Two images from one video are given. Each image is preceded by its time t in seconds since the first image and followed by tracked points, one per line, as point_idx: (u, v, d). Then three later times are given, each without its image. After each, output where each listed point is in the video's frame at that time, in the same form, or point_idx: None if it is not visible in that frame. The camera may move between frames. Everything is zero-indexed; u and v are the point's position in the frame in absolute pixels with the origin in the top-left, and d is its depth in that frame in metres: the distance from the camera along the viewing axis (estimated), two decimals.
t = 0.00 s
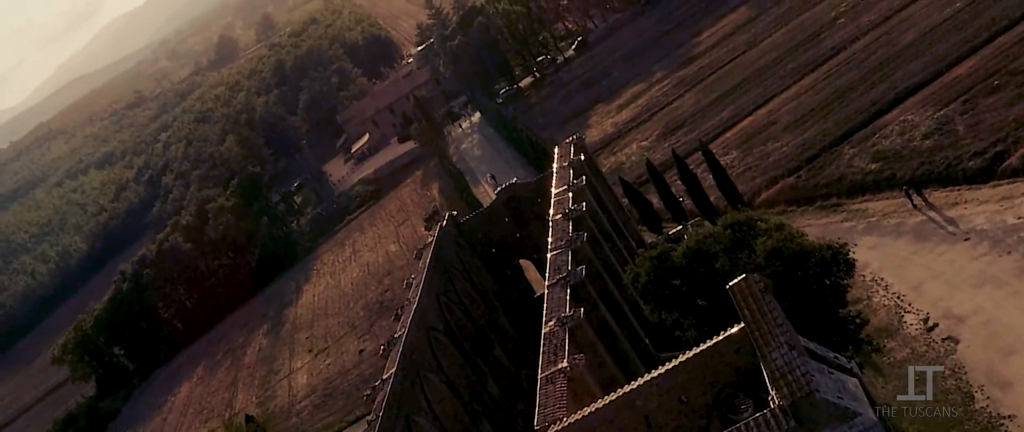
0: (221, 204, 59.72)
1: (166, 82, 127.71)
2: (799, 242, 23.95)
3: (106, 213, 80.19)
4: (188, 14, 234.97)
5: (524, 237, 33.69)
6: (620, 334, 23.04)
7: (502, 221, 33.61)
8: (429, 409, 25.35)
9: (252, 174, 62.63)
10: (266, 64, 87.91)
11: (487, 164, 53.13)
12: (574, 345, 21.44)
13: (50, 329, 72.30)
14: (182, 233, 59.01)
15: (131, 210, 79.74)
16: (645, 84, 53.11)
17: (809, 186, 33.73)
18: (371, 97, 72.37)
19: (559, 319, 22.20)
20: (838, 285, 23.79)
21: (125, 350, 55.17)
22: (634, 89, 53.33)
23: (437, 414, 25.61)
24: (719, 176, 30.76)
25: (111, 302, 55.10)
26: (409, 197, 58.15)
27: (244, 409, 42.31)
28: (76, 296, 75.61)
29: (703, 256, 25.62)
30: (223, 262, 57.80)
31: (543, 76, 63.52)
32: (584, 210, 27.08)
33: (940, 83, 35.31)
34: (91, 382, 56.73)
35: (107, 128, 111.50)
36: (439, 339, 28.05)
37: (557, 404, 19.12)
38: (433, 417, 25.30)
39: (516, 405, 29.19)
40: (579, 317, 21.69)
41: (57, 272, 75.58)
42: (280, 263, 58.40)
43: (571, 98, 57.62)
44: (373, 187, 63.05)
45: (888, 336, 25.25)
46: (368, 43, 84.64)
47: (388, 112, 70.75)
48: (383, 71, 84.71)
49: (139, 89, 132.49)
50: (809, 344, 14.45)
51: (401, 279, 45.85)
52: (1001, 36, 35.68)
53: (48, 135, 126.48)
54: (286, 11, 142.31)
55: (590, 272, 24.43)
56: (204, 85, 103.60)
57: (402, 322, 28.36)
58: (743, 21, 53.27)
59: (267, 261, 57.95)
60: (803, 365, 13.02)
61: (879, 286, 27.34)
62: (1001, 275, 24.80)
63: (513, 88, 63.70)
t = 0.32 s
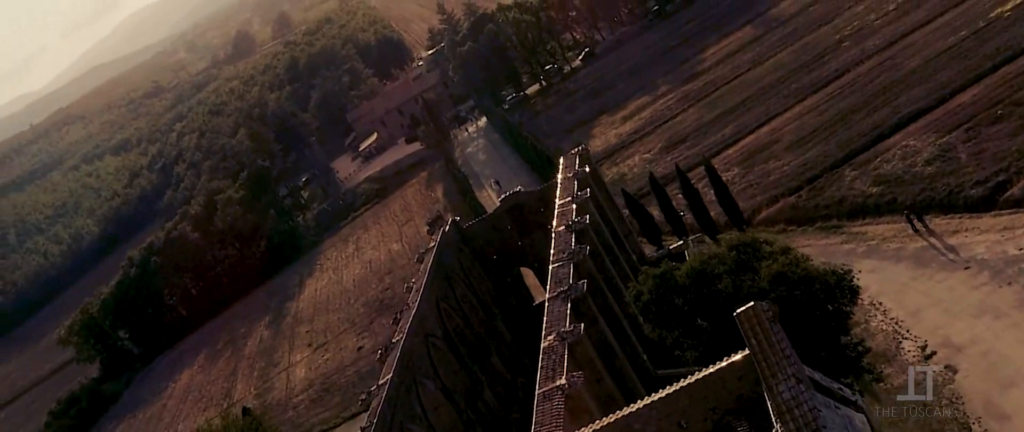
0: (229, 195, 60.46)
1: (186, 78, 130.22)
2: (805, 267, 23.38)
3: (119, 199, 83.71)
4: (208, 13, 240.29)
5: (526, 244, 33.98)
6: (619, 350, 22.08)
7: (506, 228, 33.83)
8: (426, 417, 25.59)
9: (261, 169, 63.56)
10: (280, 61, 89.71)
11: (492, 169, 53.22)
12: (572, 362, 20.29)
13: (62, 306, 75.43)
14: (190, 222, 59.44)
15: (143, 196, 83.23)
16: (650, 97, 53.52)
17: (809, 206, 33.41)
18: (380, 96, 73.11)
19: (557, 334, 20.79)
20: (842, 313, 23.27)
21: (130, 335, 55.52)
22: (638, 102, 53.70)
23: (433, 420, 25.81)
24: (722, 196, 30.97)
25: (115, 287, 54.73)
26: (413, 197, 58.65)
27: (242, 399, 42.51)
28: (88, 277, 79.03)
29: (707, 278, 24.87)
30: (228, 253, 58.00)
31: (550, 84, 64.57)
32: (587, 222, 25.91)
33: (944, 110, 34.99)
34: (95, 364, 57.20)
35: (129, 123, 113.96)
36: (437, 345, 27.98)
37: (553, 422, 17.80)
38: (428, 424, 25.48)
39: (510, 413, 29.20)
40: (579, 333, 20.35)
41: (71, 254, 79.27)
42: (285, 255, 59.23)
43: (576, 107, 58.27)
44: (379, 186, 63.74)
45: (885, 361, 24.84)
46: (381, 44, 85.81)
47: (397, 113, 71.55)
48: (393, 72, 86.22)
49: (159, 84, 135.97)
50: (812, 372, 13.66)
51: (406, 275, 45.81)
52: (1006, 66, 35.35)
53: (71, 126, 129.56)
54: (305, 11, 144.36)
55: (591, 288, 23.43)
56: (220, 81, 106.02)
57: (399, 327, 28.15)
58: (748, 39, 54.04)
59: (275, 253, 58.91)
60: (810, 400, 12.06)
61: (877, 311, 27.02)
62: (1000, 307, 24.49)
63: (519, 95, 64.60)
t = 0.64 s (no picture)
0: (238, 187, 61.16)
1: (208, 74, 132.87)
2: (814, 291, 21.09)
3: (134, 185, 87.66)
4: (234, 17, 248.13)
5: (528, 252, 34.11)
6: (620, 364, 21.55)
7: (509, 234, 33.89)
8: (422, 425, 24.72)
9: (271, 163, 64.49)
10: (297, 60, 92.05)
11: (497, 172, 53.86)
12: (575, 377, 19.29)
13: (75, 285, 78.82)
14: (200, 211, 60.79)
15: (156, 181, 87.37)
16: (654, 110, 53.74)
17: (812, 225, 32.49)
18: (392, 96, 74.14)
19: (559, 347, 20.15)
20: (851, 342, 20.79)
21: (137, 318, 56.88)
22: (642, 114, 54.00)
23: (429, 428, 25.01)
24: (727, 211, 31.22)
25: (125, 271, 56.20)
26: (419, 196, 59.17)
27: (241, 389, 42.72)
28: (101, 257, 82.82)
29: (713, 298, 22.76)
30: (235, 242, 59.26)
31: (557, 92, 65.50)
32: (594, 234, 26.23)
33: (947, 135, 34.06)
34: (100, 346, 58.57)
35: (152, 117, 116.51)
36: (436, 350, 27.40)
37: None
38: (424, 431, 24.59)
39: (507, 420, 28.93)
40: (582, 347, 19.58)
41: (85, 236, 82.82)
42: (292, 247, 59.96)
43: (581, 116, 58.84)
44: (386, 184, 64.32)
45: (885, 385, 23.61)
46: (394, 47, 88.08)
47: (407, 114, 72.52)
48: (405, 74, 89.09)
49: (184, 82, 140.47)
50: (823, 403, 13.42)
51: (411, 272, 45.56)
52: (1012, 94, 34.41)
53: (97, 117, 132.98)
54: (325, 15, 146.73)
55: (595, 301, 23.34)
56: (240, 79, 109.21)
57: (399, 332, 27.49)
58: (754, 57, 54.22)
59: (281, 244, 59.72)
60: None
61: (876, 334, 25.94)
62: (1004, 336, 23.28)
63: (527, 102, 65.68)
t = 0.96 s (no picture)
0: (249, 179, 60.89)
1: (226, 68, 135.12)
2: (826, 315, 20.51)
3: (148, 172, 90.31)
4: (255, 13, 254.25)
5: (532, 257, 33.61)
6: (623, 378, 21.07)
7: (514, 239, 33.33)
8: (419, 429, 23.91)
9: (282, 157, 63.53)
10: (313, 59, 94.20)
11: (502, 176, 54.28)
12: (578, 392, 18.67)
13: (87, 265, 81.59)
14: (211, 201, 61.42)
15: (170, 169, 89.92)
16: (658, 121, 54.04)
17: (814, 242, 32.08)
18: (402, 97, 75.28)
19: (562, 360, 19.49)
20: (859, 367, 20.43)
21: (144, 301, 58.31)
22: (646, 124, 54.37)
23: None
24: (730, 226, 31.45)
25: (135, 255, 57.69)
26: (423, 195, 59.86)
27: (242, 378, 43.10)
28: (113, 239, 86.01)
29: (723, 316, 21.61)
30: (244, 232, 60.28)
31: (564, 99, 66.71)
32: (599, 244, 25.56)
33: (950, 160, 33.37)
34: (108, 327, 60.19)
35: (169, 108, 118.55)
36: (437, 353, 26.64)
37: None
38: None
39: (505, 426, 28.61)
40: (586, 361, 18.90)
41: (98, 218, 85.78)
42: (298, 240, 60.96)
43: (586, 124, 59.30)
44: (392, 182, 65.04)
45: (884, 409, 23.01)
46: (405, 47, 91.77)
47: (415, 114, 73.57)
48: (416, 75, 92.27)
49: (203, 73, 143.93)
50: None
51: (413, 270, 45.78)
52: (1014, 122, 33.59)
53: (117, 106, 135.60)
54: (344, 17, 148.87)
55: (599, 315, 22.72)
56: (257, 73, 111.83)
57: (401, 333, 26.52)
58: (758, 74, 54.36)
59: (288, 237, 60.62)
60: None
61: (876, 357, 25.40)
62: (1007, 365, 22.67)
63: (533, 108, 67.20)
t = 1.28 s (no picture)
0: (259, 172, 61.66)
1: (243, 64, 137.22)
2: (839, 342, 18.68)
3: (163, 160, 93.33)
4: (274, 13, 259.69)
5: (535, 266, 32.88)
6: (625, 396, 20.49)
7: (518, 246, 32.75)
8: None
9: (291, 152, 63.99)
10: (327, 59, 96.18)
11: (507, 180, 54.66)
12: (581, 410, 17.95)
13: (101, 246, 84.60)
14: (220, 192, 61.16)
15: (183, 158, 92.79)
16: (662, 133, 54.22)
17: (815, 260, 31.71)
18: (411, 99, 76.58)
19: (565, 375, 18.83)
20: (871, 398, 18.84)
21: (151, 287, 59.38)
22: (650, 136, 54.63)
23: None
24: (732, 242, 31.72)
25: (142, 246, 58.59)
26: (428, 196, 60.40)
27: (241, 369, 43.31)
28: (126, 223, 88.87)
29: (731, 339, 19.81)
30: (252, 224, 60.68)
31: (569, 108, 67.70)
32: (605, 257, 25.41)
33: (952, 185, 32.99)
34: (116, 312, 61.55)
35: (186, 101, 120.46)
36: (437, 359, 25.54)
37: None
38: None
39: None
40: (590, 378, 18.15)
41: (112, 203, 88.97)
42: (305, 234, 62.50)
43: (591, 133, 59.75)
44: (398, 181, 65.74)
45: None
46: (417, 50, 93.59)
47: (424, 115, 74.77)
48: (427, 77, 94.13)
49: (221, 66, 147.24)
50: None
51: (415, 268, 46.27)
52: (1017, 150, 33.16)
53: (136, 95, 138.17)
54: (360, 19, 150.79)
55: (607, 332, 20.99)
56: (273, 69, 114.28)
57: (400, 337, 25.29)
58: (762, 91, 54.55)
59: (295, 230, 62.14)
60: None
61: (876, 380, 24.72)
62: (1012, 397, 21.83)
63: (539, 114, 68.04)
